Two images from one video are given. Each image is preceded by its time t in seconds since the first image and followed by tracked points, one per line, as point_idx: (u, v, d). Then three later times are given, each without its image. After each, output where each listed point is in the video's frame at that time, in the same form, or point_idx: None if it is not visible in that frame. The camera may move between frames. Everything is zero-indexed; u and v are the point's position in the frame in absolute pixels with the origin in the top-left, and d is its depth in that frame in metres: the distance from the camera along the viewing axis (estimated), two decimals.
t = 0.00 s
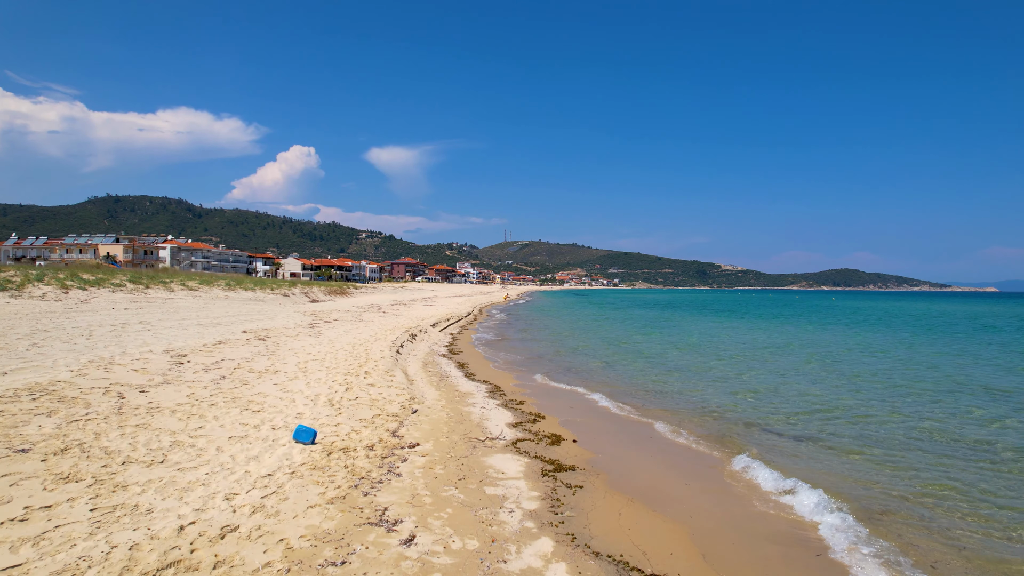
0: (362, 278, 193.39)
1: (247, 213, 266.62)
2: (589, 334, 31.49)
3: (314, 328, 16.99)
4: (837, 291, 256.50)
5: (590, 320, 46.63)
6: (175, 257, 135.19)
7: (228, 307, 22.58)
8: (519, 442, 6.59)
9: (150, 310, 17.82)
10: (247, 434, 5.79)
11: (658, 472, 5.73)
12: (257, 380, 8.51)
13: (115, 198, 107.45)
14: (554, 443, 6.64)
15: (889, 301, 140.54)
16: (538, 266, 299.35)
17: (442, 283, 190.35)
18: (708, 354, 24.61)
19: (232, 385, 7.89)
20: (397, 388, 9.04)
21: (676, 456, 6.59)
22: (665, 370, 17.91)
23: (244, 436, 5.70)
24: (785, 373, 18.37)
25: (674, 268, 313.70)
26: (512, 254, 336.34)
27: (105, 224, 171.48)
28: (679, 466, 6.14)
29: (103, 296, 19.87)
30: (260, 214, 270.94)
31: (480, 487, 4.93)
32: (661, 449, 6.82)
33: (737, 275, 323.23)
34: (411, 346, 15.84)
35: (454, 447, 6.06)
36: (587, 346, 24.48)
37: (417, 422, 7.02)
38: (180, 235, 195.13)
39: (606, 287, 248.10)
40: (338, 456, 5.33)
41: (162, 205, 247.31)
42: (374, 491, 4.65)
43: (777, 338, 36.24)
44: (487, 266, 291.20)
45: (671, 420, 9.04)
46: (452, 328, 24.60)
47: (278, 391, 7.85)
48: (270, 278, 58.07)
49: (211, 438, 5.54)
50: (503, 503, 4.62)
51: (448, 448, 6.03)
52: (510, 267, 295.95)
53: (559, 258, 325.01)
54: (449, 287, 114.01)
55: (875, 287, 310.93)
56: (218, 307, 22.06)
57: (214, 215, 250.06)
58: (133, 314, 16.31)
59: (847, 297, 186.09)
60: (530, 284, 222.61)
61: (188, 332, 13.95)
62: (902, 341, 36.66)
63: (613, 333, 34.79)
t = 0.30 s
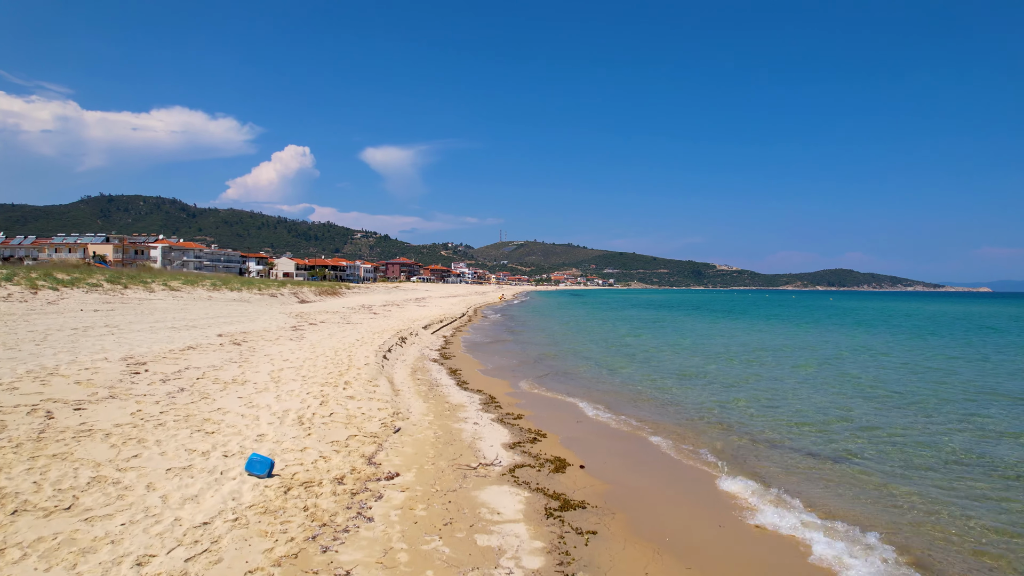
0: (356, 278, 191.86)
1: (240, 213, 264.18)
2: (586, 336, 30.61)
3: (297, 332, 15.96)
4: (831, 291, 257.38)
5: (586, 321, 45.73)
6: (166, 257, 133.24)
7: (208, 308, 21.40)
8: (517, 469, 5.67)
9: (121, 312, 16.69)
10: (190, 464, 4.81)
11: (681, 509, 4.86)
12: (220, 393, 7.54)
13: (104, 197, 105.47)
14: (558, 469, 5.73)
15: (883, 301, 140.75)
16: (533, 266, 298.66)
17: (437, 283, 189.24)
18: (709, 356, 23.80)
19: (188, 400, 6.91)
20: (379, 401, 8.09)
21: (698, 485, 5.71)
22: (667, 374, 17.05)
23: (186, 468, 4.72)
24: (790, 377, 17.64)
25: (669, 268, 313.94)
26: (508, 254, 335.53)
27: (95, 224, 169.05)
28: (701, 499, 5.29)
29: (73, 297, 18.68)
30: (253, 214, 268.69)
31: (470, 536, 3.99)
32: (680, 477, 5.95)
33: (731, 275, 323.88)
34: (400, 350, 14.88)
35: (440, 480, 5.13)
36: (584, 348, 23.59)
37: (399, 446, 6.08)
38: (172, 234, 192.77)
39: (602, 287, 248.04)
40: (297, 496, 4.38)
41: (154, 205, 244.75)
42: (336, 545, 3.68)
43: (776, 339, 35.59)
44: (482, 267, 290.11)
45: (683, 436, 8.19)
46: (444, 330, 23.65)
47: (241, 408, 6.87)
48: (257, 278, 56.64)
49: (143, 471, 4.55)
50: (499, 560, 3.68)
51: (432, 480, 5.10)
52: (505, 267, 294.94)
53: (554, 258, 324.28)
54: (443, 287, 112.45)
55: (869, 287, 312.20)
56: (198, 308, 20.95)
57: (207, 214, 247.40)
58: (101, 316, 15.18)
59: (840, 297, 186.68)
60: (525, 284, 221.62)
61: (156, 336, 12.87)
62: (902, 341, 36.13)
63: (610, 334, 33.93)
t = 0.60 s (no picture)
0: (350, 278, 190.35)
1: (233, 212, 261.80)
2: (584, 338, 29.58)
3: (276, 337, 14.84)
4: (825, 291, 258.07)
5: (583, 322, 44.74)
6: (156, 256, 131.48)
7: (185, 309, 20.24)
8: (516, 510, 4.68)
9: (87, 314, 15.45)
10: (98, 515, 3.74)
11: (719, 574, 3.91)
12: (169, 411, 6.50)
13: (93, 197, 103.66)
14: (566, 511, 4.77)
15: (879, 302, 140.80)
16: (528, 266, 297.86)
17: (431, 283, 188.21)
18: (712, 359, 22.89)
19: (127, 420, 5.87)
20: (355, 420, 7.07)
21: (728, 532, 4.79)
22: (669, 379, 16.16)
23: (92, 519, 3.66)
24: (800, 383, 16.75)
25: (664, 268, 314.31)
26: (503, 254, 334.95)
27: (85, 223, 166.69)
28: (739, 556, 4.35)
29: (37, 297, 17.40)
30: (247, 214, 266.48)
31: None
32: (707, 521, 5.00)
33: (727, 275, 324.21)
34: (387, 355, 13.83)
35: (419, 527, 4.13)
36: (583, 351, 22.55)
37: (372, 480, 5.07)
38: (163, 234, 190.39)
39: (597, 287, 247.66)
40: (227, 566, 3.33)
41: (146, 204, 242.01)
42: None
43: (778, 341, 34.72)
44: (477, 267, 289.12)
45: (702, 458, 7.26)
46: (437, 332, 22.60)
47: (188, 431, 5.80)
48: (247, 278, 55.26)
49: (30, 526, 3.47)
50: None
51: (409, 530, 4.10)
52: (501, 267, 293.82)
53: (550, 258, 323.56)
54: (438, 287, 111.65)
55: (862, 287, 313.63)
56: (174, 310, 19.71)
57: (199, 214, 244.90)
58: (62, 318, 13.95)
59: (836, 297, 186.67)
60: (521, 284, 220.78)
61: (117, 340, 11.70)
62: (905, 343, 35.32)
63: (608, 336, 32.92)
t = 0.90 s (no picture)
0: (344, 278, 188.53)
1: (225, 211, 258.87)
2: (582, 340, 28.44)
3: (251, 341, 13.61)
4: (820, 292, 258.60)
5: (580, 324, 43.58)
6: (145, 256, 129.22)
7: (157, 310, 18.85)
8: None
9: (43, 316, 14.10)
10: None
11: None
12: (89, 438, 5.29)
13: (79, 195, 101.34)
14: None
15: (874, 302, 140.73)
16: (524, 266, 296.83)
17: (426, 283, 186.70)
18: (717, 363, 21.86)
19: (27, 453, 4.67)
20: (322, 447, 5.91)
21: None
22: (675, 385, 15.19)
23: None
24: (813, 391, 15.76)
25: (659, 268, 314.40)
26: (498, 254, 333.76)
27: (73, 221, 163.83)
28: None
29: None
30: (239, 213, 263.51)
31: None
32: None
33: (722, 275, 324.45)
34: (371, 361, 12.69)
35: None
36: (582, 354, 21.41)
37: (329, 539, 3.92)
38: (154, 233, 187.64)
39: (592, 288, 247.06)
40: None
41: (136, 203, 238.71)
42: None
43: (780, 344, 33.73)
44: (472, 267, 287.67)
45: (728, 488, 6.27)
46: (428, 334, 21.46)
47: (102, 467, 4.60)
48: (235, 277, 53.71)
49: None
50: None
51: None
52: (496, 267, 292.51)
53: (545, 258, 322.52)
54: (432, 287, 110.09)
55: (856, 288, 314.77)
56: (146, 311, 18.38)
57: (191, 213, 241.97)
58: (12, 321, 12.61)
59: (831, 297, 186.90)
60: (516, 284, 219.45)
61: (66, 346, 10.41)
62: (911, 345, 34.48)
63: (607, 338, 31.80)
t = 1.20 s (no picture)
0: (337, 278, 186.64)
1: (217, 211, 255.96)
2: (579, 343, 27.38)
3: (218, 348, 12.30)
4: (814, 292, 259.23)
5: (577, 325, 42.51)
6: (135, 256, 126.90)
7: (124, 312, 17.51)
8: None
9: None
10: None
11: None
12: None
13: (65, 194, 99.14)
14: None
15: (869, 302, 140.80)
16: (519, 266, 295.73)
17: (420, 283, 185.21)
18: (722, 368, 20.81)
19: None
20: (267, 492, 4.65)
21: None
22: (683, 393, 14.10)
23: None
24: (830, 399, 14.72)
25: (654, 268, 314.39)
26: (493, 254, 332.69)
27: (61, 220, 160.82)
28: None
29: None
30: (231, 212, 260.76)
31: None
32: None
33: (716, 275, 325.05)
34: (351, 370, 11.44)
35: None
36: (581, 358, 20.30)
37: None
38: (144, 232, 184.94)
39: (588, 288, 246.65)
40: None
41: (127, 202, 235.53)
42: None
43: (784, 347, 32.72)
44: (467, 267, 286.24)
45: (771, 536, 5.12)
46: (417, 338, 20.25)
47: None
48: (223, 278, 52.32)
49: None
50: None
51: None
52: (491, 267, 291.34)
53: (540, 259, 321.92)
54: (426, 286, 108.93)
55: (850, 288, 315.94)
56: (112, 313, 17.00)
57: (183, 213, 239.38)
58: None
59: (825, 297, 187.14)
60: (511, 284, 218.61)
61: None
62: (916, 347, 33.64)
63: (605, 340, 30.76)
